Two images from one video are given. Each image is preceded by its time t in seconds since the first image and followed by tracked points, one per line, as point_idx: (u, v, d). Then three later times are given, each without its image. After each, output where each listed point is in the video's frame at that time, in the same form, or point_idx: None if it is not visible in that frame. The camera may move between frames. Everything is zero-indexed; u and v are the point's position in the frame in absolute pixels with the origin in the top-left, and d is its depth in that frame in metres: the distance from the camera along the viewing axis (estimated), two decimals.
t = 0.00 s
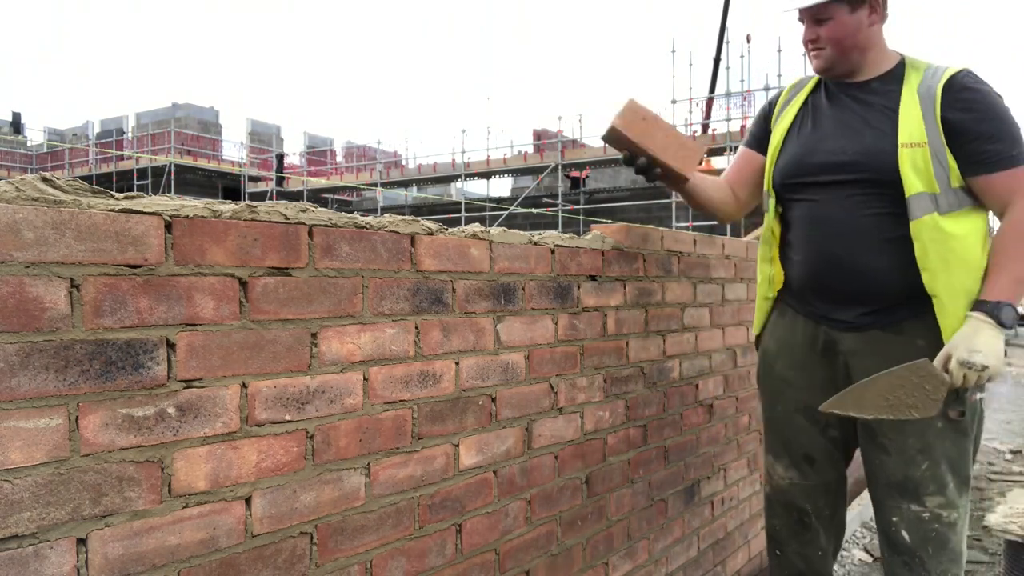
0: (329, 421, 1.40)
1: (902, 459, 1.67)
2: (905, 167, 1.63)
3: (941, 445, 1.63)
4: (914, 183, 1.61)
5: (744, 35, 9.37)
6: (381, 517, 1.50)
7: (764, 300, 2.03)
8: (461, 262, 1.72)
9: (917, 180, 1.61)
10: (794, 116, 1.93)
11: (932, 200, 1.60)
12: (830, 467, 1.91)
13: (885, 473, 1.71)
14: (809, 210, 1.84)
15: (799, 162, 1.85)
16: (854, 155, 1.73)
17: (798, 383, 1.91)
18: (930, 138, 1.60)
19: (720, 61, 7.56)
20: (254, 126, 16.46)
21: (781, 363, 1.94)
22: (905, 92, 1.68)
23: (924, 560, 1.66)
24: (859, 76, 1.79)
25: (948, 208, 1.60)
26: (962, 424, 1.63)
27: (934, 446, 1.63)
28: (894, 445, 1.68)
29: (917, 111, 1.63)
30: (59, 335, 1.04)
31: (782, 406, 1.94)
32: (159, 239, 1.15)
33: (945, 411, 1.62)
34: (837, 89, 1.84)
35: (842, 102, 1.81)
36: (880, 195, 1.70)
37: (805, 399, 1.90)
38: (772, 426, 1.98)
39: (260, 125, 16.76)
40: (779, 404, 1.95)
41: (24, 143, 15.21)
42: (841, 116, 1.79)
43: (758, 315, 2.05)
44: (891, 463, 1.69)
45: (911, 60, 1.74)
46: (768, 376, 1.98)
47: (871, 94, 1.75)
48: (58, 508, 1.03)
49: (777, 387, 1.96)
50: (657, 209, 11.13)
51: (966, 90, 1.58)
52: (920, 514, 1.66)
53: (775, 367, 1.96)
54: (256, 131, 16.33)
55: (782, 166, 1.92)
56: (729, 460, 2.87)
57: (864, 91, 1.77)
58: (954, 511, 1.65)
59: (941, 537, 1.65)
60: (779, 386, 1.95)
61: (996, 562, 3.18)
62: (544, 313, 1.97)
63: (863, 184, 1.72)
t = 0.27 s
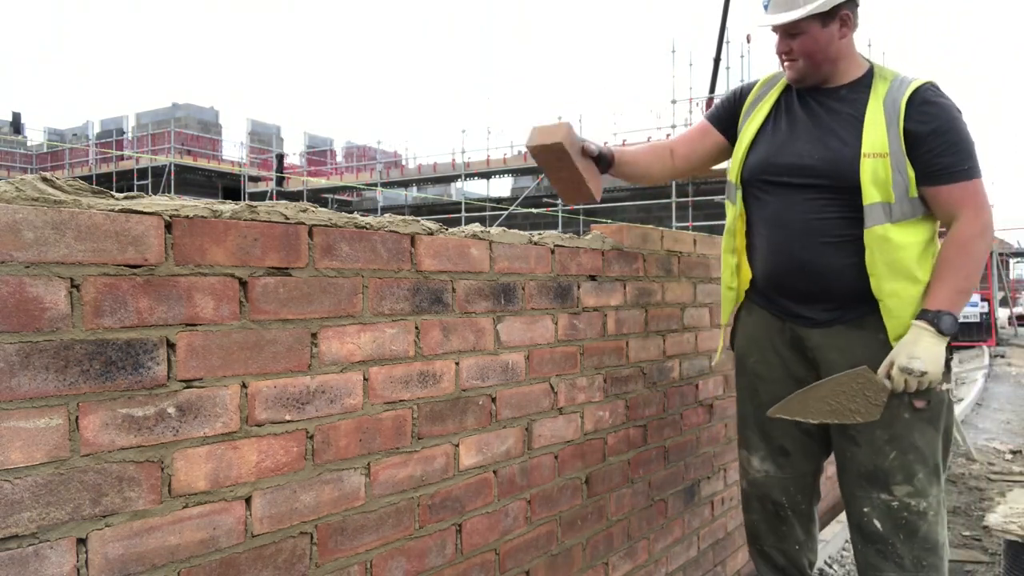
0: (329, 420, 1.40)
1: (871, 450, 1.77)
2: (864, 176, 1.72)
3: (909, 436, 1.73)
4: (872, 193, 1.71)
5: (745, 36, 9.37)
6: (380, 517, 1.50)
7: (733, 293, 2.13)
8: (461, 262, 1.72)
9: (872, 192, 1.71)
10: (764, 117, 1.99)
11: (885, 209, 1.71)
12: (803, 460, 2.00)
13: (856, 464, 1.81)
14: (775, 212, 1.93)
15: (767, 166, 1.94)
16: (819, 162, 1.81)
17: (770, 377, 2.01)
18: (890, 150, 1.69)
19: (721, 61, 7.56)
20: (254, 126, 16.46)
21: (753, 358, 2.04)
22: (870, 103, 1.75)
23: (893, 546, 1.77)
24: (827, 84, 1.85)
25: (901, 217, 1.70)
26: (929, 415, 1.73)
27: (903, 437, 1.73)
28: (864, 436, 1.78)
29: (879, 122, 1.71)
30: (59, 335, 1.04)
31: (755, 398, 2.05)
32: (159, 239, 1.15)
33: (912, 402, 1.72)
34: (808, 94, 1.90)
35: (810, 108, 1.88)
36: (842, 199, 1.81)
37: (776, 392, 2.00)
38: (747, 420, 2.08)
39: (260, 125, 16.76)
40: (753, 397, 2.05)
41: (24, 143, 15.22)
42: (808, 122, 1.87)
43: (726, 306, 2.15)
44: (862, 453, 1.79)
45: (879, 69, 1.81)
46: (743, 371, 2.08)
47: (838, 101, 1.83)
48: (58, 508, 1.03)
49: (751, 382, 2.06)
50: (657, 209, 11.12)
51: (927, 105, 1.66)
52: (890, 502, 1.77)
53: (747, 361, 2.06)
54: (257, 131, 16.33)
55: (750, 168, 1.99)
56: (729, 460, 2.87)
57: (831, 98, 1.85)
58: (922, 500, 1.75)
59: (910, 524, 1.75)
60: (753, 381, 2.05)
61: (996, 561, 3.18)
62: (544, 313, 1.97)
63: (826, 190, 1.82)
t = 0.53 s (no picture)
0: (329, 421, 1.40)
1: (855, 444, 1.86)
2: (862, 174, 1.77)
3: (891, 434, 1.81)
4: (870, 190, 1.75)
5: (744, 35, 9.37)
6: (381, 517, 1.50)
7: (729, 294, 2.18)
8: (461, 262, 1.72)
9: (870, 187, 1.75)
10: (765, 122, 2.04)
11: (881, 205, 1.75)
12: (802, 457, 2.03)
13: (841, 457, 1.90)
14: (775, 211, 1.97)
15: (768, 167, 1.98)
16: (819, 163, 1.86)
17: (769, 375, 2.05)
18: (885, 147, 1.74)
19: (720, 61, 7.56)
20: (254, 126, 16.46)
21: (753, 357, 2.08)
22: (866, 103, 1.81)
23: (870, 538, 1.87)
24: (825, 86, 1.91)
25: (897, 213, 1.75)
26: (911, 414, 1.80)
27: (885, 434, 1.82)
28: (848, 432, 1.86)
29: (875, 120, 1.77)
30: (59, 335, 1.04)
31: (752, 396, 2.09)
32: (159, 239, 1.15)
33: (895, 401, 1.80)
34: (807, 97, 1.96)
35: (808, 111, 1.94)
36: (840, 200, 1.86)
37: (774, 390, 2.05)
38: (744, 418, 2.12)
39: (260, 125, 16.76)
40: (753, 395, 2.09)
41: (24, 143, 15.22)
42: (807, 124, 1.92)
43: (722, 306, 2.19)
44: (846, 449, 1.88)
45: (873, 70, 1.87)
46: (742, 370, 2.13)
47: (836, 103, 1.89)
48: (58, 508, 1.03)
49: (750, 380, 2.10)
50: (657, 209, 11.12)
51: (922, 102, 1.71)
52: (868, 497, 1.85)
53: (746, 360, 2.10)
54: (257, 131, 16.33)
55: (751, 170, 2.04)
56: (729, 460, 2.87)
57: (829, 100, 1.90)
58: (900, 495, 1.83)
59: (886, 518, 1.84)
60: (752, 378, 2.09)
61: (996, 562, 3.18)
62: (544, 313, 1.97)
63: (826, 191, 1.87)
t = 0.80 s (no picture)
0: (329, 421, 1.40)
1: (874, 439, 1.90)
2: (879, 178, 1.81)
3: (909, 431, 1.86)
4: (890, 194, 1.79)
5: (744, 35, 9.36)
6: (381, 518, 1.50)
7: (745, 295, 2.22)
8: (461, 262, 1.72)
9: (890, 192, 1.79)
10: (779, 128, 2.08)
11: (901, 210, 1.79)
12: (813, 452, 2.05)
13: (858, 452, 1.94)
14: (794, 217, 2.02)
15: (785, 174, 2.02)
16: (837, 170, 1.90)
17: (784, 369, 2.08)
18: (901, 151, 1.78)
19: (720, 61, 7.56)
20: (254, 126, 16.46)
21: (770, 351, 2.11)
22: (880, 108, 1.85)
23: (882, 531, 1.92)
24: (840, 92, 1.95)
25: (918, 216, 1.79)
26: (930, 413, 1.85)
27: (902, 430, 1.87)
28: (868, 426, 1.91)
29: (889, 125, 1.81)
30: (59, 335, 1.04)
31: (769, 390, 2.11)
32: (159, 239, 1.15)
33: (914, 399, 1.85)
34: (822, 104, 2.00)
35: (823, 117, 1.98)
36: (859, 206, 1.90)
37: (790, 384, 2.06)
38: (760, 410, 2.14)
39: (260, 125, 16.77)
40: (766, 388, 2.11)
41: (24, 143, 15.23)
42: (823, 131, 1.97)
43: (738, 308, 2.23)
44: (866, 442, 1.92)
45: (884, 72, 1.92)
46: (757, 364, 2.15)
47: (851, 109, 1.93)
48: (58, 508, 1.03)
49: (764, 374, 2.12)
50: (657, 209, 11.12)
51: (938, 104, 1.74)
52: (883, 491, 1.90)
53: (763, 355, 2.12)
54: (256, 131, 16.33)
55: (768, 177, 2.07)
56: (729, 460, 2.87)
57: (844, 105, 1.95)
58: (914, 490, 1.89)
59: (899, 513, 1.90)
60: (766, 372, 2.11)
61: (996, 561, 3.18)
62: (544, 313, 1.97)
63: (843, 197, 1.91)
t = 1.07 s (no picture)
0: (329, 421, 1.40)
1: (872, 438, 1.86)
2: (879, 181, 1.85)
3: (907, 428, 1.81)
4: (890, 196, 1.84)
5: (744, 35, 9.37)
6: (380, 517, 1.50)
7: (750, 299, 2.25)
8: (461, 262, 1.72)
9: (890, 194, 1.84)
10: (777, 131, 2.11)
11: (902, 210, 1.83)
12: (813, 445, 2.13)
13: (858, 452, 1.90)
14: (794, 221, 2.06)
15: (783, 178, 2.05)
16: (834, 173, 1.94)
17: (784, 369, 2.12)
18: (897, 154, 1.83)
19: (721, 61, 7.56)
20: (254, 126, 16.47)
21: (770, 350, 2.15)
22: (875, 112, 1.90)
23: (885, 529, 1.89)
24: (834, 96, 1.99)
25: (920, 215, 1.83)
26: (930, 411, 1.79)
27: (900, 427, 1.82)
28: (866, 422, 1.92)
29: (885, 129, 1.86)
30: (59, 335, 1.04)
31: (770, 390, 2.14)
32: (159, 239, 1.15)
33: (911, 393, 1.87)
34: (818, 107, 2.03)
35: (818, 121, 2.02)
36: (856, 207, 1.94)
37: (790, 383, 2.11)
38: (761, 408, 2.18)
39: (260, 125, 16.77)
40: (766, 386, 2.16)
41: (24, 143, 15.23)
42: (819, 134, 2.00)
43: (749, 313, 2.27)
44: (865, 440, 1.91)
45: (878, 76, 1.96)
46: (757, 363, 2.19)
47: (846, 112, 1.96)
48: (58, 508, 1.03)
49: (765, 373, 2.17)
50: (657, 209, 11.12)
51: (931, 107, 1.80)
52: (885, 489, 1.87)
53: (763, 355, 2.16)
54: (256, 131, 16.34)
55: (767, 181, 2.10)
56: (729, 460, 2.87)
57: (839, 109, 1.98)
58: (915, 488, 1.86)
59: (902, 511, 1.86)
60: (766, 371, 2.16)
61: (996, 561, 3.18)
62: (544, 313, 1.97)
63: (841, 199, 1.95)
